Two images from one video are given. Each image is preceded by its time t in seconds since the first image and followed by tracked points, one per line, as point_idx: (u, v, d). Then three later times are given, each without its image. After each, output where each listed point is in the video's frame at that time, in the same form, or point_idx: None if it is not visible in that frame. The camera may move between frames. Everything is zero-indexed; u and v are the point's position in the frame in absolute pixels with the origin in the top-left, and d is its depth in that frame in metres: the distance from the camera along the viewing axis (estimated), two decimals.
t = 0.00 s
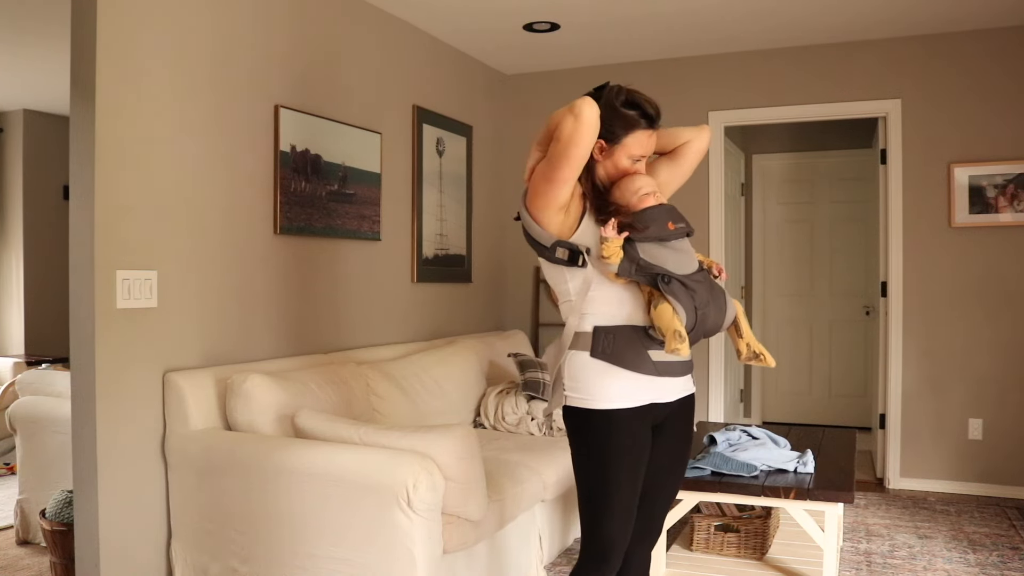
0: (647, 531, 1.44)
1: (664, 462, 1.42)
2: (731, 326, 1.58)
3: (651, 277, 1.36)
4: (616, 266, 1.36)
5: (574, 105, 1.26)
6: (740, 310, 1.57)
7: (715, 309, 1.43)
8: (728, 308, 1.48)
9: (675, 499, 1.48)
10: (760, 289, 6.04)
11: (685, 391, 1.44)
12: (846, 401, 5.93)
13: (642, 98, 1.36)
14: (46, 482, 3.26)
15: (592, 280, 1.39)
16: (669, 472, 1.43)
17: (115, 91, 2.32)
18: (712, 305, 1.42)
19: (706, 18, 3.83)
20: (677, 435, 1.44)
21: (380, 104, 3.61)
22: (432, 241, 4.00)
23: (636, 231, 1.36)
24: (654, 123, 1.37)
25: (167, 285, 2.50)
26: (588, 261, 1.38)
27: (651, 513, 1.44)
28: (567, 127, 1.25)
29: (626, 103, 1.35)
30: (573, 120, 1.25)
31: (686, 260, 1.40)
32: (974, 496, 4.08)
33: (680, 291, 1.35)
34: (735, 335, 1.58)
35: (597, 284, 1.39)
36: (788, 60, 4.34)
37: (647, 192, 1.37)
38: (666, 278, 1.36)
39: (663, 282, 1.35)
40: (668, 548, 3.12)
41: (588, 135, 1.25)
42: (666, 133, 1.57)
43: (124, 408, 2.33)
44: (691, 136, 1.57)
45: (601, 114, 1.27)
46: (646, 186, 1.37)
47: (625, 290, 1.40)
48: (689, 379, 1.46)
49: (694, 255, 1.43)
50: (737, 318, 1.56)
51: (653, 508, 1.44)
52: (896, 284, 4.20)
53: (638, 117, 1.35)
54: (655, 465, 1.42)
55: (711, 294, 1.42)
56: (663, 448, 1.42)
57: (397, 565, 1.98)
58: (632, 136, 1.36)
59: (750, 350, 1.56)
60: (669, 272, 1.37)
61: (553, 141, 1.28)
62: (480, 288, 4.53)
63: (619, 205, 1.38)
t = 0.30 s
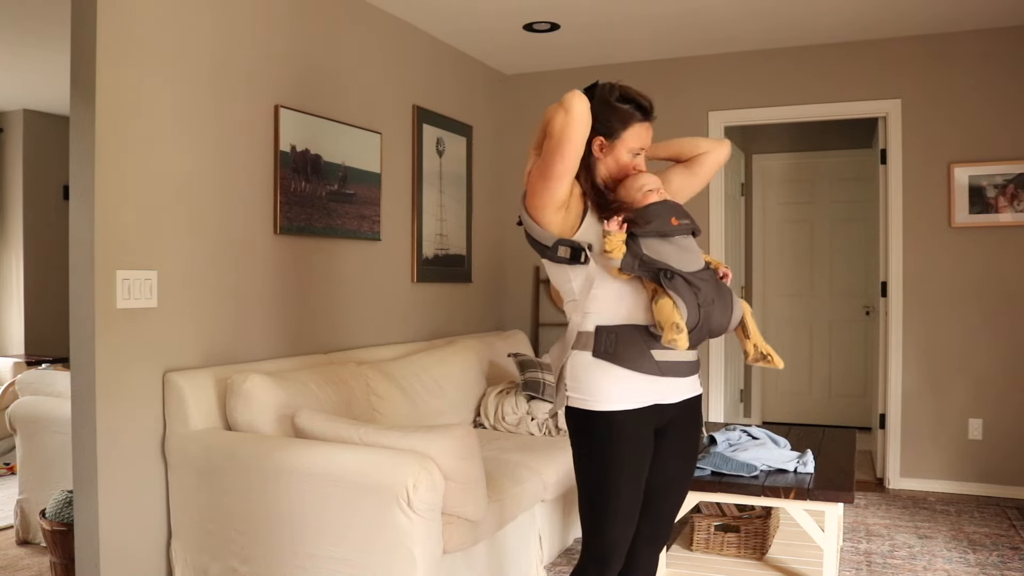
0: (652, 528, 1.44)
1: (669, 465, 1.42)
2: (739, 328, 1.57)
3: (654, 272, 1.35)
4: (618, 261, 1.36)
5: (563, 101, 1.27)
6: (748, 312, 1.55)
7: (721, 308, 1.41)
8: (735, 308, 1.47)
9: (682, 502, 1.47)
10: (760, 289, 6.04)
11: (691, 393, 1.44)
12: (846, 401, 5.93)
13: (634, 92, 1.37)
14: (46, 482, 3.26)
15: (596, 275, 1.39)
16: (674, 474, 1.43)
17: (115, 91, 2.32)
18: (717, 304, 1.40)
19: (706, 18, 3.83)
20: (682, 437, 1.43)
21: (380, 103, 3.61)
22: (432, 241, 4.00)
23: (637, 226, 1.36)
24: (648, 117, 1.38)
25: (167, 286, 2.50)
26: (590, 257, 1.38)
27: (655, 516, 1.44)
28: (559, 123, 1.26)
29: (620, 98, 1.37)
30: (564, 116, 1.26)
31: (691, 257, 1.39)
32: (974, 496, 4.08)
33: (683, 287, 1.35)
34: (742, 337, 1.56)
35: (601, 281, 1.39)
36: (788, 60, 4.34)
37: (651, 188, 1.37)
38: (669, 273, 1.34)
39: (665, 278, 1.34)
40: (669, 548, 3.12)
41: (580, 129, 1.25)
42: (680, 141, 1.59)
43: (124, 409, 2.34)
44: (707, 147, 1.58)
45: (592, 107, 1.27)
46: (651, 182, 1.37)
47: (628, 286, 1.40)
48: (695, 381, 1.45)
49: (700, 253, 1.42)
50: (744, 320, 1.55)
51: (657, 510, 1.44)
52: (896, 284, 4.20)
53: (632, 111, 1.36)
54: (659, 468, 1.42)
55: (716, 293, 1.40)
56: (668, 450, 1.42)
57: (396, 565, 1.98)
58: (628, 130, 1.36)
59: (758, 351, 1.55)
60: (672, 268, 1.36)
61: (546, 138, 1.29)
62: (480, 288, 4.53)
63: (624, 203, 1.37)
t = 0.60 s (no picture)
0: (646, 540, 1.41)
1: (658, 469, 1.38)
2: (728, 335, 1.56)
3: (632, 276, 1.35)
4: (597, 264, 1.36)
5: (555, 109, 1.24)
6: (737, 321, 1.53)
7: (699, 314, 1.40)
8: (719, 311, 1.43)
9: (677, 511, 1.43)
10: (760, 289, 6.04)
11: (678, 398, 1.40)
12: (846, 401, 5.93)
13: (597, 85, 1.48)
14: (46, 482, 3.25)
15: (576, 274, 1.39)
16: (666, 479, 1.39)
17: (115, 92, 2.32)
18: (698, 312, 1.40)
19: (706, 19, 3.83)
20: (669, 440, 1.39)
21: (380, 103, 3.61)
22: (432, 241, 4.00)
23: (620, 228, 1.37)
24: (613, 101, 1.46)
25: (167, 286, 2.50)
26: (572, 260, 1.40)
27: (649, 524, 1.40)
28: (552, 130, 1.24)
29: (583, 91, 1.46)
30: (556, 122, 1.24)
31: (672, 262, 1.38)
32: (974, 496, 4.08)
33: (658, 293, 1.34)
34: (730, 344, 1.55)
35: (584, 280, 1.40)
36: (788, 60, 4.34)
37: (645, 188, 1.42)
38: (647, 279, 1.35)
39: (642, 283, 1.34)
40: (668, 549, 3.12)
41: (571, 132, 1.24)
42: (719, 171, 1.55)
43: (124, 409, 2.33)
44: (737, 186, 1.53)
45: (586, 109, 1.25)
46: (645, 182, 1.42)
47: (609, 288, 1.39)
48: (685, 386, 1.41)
49: (686, 259, 1.41)
50: (733, 328, 1.53)
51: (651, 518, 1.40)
52: (896, 284, 4.20)
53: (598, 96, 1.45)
54: (647, 471, 1.38)
55: (696, 300, 1.39)
56: (654, 453, 1.38)
57: (397, 565, 1.98)
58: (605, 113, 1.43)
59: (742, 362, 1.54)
60: (651, 274, 1.35)
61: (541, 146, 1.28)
62: (480, 288, 4.53)
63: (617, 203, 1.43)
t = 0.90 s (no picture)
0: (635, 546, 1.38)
1: (641, 472, 1.35)
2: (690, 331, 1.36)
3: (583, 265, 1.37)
4: (561, 253, 1.41)
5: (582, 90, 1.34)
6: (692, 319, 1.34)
7: (648, 313, 1.33)
8: (673, 310, 1.33)
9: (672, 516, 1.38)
10: (761, 289, 6.05)
11: (654, 399, 1.36)
12: (846, 401, 5.94)
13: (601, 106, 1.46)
14: (46, 482, 3.25)
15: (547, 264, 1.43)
16: (652, 484, 1.35)
17: (115, 92, 2.32)
18: (648, 305, 1.33)
19: (706, 19, 3.83)
20: (652, 443, 1.36)
21: (380, 103, 3.61)
22: (432, 241, 4.00)
23: (580, 215, 1.37)
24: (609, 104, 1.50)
25: (167, 286, 2.50)
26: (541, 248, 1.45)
27: (635, 529, 1.37)
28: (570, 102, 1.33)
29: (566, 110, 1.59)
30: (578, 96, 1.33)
31: (623, 254, 1.34)
32: (975, 496, 4.08)
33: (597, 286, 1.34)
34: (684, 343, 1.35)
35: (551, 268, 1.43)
36: (789, 60, 4.34)
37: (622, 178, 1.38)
38: (594, 270, 1.36)
39: (589, 274, 1.36)
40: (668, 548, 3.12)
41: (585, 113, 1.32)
42: (725, 179, 1.35)
43: (124, 409, 2.33)
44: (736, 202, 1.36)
45: (611, 108, 1.34)
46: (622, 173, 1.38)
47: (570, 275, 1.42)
48: (661, 386, 1.36)
49: (645, 252, 1.35)
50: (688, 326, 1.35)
51: (637, 523, 1.37)
52: (896, 284, 4.20)
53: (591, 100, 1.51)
54: (629, 473, 1.36)
55: (646, 293, 1.33)
56: (634, 455, 1.36)
57: (397, 565, 1.98)
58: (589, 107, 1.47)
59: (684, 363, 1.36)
60: (599, 265, 1.35)
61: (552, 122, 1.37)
62: (480, 288, 4.54)
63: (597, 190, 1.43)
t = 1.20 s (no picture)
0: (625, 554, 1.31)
1: (625, 475, 1.29)
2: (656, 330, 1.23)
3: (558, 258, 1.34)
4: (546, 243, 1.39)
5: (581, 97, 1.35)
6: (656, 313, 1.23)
7: (609, 308, 1.28)
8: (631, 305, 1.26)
9: (663, 523, 1.30)
10: (761, 288, 6.05)
11: (631, 400, 1.29)
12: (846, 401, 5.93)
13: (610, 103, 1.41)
14: (46, 482, 3.25)
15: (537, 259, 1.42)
16: (635, 487, 1.29)
17: (115, 91, 2.32)
18: (612, 301, 1.28)
19: (706, 19, 3.83)
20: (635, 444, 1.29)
21: (380, 103, 3.61)
22: (432, 241, 4.00)
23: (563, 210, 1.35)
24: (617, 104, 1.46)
25: (166, 286, 2.50)
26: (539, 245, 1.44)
27: (624, 537, 1.30)
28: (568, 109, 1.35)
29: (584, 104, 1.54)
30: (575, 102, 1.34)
31: (592, 249, 1.29)
32: (975, 496, 4.08)
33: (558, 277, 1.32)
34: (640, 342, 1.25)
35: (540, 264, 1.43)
36: (789, 60, 4.34)
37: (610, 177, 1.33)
38: (565, 263, 1.32)
39: (562, 267, 1.33)
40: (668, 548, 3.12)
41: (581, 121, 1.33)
42: (717, 183, 1.30)
43: (124, 410, 2.33)
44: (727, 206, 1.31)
45: (609, 114, 1.34)
46: (611, 173, 1.33)
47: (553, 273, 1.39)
48: (637, 388, 1.29)
49: (615, 248, 1.29)
50: (653, 320, 1.23)
51: (626, 530, 1.30)
52: (896, 284, 4.20)
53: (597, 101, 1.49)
54: (612, 475, 1.31)
55: (612, 288, 1.28)
56: (616, 456, 1.30)
57: (396, 565, 1.98)
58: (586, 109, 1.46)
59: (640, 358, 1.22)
60: (571, 258, 1.32)
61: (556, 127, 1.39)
62: (480, 288, 4.54)
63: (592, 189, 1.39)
